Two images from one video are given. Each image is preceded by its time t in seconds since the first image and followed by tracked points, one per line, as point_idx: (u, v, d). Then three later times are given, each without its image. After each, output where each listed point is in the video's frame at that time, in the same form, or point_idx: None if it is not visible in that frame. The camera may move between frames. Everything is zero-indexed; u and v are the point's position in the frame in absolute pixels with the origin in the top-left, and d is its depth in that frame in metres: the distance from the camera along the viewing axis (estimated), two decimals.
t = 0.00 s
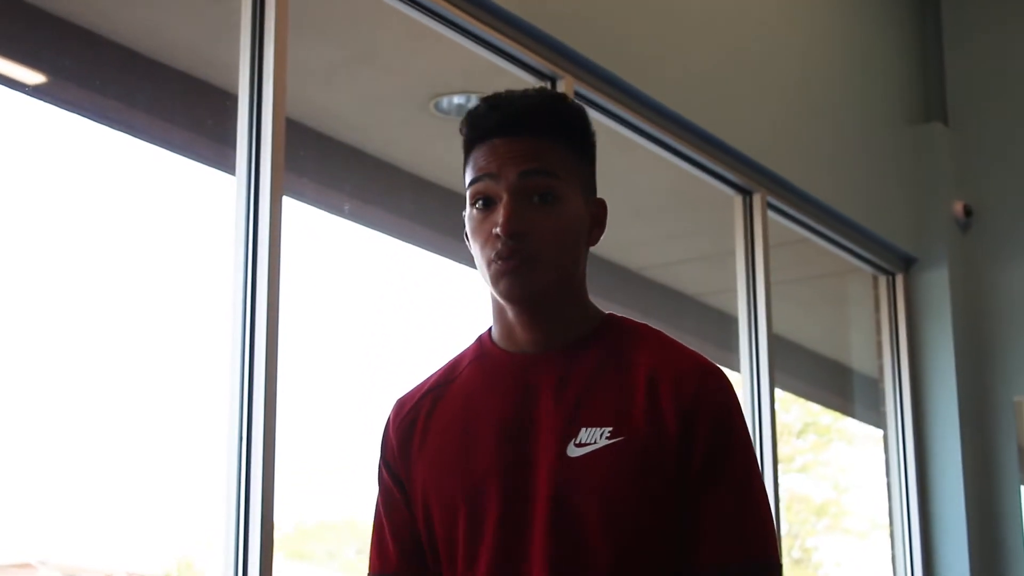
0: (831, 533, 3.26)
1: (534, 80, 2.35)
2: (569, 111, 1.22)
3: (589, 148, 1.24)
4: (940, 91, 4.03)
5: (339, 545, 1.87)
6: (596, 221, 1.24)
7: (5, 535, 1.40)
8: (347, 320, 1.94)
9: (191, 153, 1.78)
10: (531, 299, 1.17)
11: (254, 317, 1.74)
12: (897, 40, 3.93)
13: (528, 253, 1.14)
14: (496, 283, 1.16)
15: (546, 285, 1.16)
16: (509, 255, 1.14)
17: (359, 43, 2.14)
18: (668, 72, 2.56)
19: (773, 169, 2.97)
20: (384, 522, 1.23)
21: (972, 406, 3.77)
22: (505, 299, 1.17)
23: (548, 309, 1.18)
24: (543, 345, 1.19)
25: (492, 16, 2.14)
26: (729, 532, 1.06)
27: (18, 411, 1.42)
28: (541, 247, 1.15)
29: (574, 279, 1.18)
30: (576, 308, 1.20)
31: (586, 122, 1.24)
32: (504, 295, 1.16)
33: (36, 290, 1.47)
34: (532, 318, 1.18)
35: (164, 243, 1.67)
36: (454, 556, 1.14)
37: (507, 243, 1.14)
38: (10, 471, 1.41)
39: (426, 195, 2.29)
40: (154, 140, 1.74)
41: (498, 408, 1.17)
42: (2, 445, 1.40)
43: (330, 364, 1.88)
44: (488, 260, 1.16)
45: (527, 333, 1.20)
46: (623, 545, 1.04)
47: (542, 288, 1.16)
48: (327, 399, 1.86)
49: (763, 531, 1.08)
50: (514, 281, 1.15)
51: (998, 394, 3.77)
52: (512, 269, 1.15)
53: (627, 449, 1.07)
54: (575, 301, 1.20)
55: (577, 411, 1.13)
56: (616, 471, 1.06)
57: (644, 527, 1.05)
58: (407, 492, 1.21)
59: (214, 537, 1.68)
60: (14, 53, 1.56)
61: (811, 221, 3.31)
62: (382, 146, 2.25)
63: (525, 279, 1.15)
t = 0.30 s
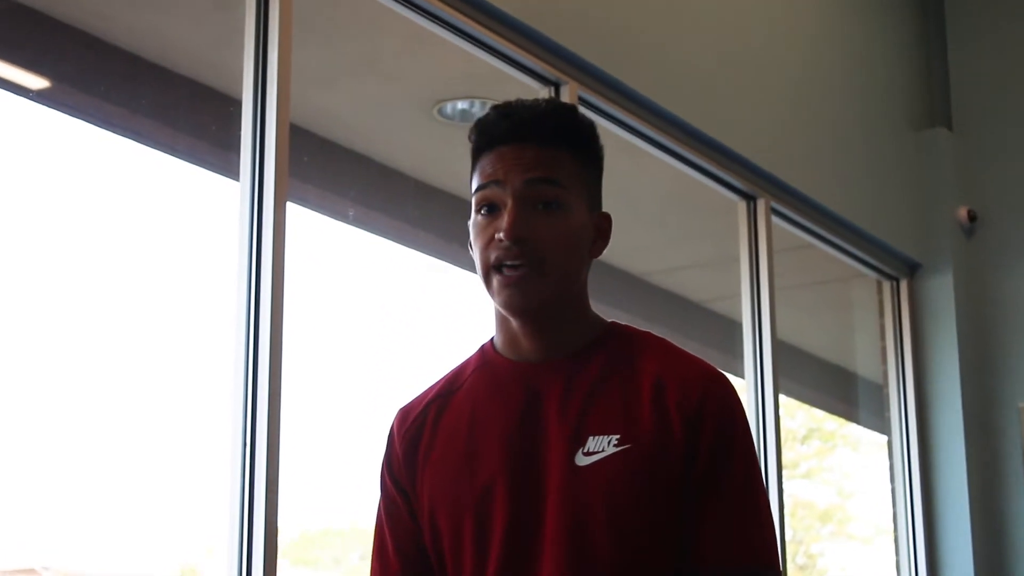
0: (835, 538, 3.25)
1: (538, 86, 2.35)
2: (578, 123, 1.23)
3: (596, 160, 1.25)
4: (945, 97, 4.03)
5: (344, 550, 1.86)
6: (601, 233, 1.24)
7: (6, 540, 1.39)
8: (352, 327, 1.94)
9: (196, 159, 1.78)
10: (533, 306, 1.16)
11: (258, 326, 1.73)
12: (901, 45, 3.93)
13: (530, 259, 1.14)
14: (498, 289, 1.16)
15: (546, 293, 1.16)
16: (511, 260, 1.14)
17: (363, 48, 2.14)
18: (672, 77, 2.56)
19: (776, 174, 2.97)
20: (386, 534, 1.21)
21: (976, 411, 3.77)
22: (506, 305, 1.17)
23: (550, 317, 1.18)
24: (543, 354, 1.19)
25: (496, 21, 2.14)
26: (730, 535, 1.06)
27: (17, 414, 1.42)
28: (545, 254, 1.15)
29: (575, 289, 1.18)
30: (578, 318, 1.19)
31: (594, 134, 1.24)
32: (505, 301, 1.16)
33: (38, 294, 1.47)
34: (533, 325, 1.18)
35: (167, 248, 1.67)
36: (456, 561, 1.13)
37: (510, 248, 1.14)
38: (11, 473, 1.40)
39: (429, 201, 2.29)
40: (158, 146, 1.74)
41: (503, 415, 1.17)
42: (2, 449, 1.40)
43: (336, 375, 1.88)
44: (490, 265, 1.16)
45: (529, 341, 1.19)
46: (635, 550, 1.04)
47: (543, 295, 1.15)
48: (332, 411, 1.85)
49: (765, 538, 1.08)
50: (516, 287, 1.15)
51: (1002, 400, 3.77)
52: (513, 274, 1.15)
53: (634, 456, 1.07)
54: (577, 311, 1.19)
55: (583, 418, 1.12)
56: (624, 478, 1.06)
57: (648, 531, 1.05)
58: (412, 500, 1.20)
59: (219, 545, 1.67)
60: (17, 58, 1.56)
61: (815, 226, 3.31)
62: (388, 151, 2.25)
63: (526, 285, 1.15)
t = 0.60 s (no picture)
0: (840, 541, 3.25)
1: (539, 89, 2.35)
2: (566, 127, 1.23)
3: (586, 162, 1.25)
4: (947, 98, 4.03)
5: (348, 554, 1.86)
6: (596, 234, 1.25)
7: (7, 546, 1.39)
8: (354, 331, 1.94)
9: (197, 163, 1.78)
10: (530, 311, 1.17)
11: (261, 332, 1.72)
12: (902, 46, 3.93)
13: (527, 264, 1.15)
14: (496, 295, 1.16)
15: (544, 296, 1.16)
16: (508, 267, 1.15)
17: (363, 53, 2.15)
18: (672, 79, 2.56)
19: (778, 176, 2.97)
20: (389, 545, 1.21)
21: (980, 413, 3.76)
22: (505, 311, 1.17)
23: (548, 321, 1.18)
24: (544, 356, 1.19)
25: (495, 24, 2.14)
26: (746, 529, 1.05)
27: (19, 421, 1.41)
28: (541, 258, 1.15)
29: (572, 292, 1.19)
30: (576, 320, 1.20)
31: (582, 136, 1.25)
32: (503, 307, 1.17)
33: (39, 300, 1.47)
34: (531, 329, 1.18)
35: (169, 253, 1.67)
36: (460, 566, 1.13)
37: (506, 255, 1.15)
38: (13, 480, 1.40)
39: (430, 205, 2.30)
40: (159, 151, 1.74)
41: (506, 418, 1.17)
42: (3, 453, 1.40)
43: (339, 381, 1.88)
44: (488, 272, 1.17)
45: (528, 344, 1.20)
46: (647, 544, 1.04)
47: (541, 299, 1.16)
48: (335, 415, 1.85)
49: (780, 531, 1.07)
50: (514, 292, 1.15)
51: (1006, 401, 3.76)
52: (511, 280, 1.15)
53: (639, 453, 1.07)
54: (575, 313, 1.20)
55: (586, 418, 1.13)
56: (631, 474, 1.06)
57: (659, 526, 1.05)
58: (413, 508, 1.20)
59: (222, 550, 1.67)
60: (20, 65, 1.56)
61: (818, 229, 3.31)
62: (387, 157, 2.27)
63: (523, 289, 1.15)
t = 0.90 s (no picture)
0: (839, 544, 3.25)
1: (539, 91, 2.35)
2: (597, 148, 1.27)
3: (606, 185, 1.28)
4: (946, 102, 4.04)
5: (349, 556, 1.85)
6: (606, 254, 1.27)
7: (7, 547, 1.39)
8: (354, 333, 1.94)
9: (198, 166, 1.78)
10: (550, 316, 1.17)
11: (261, 334, 1.72)
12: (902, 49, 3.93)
13: (557, 272, 1.16)
14: (518, 296, 1.16)
15: (565, 306, 1.17)
16: (539, 270, 1.15)
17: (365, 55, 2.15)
18: (673, 82, 2.56)
19: (779, 180, 2.98)
20: (386, 547, 1.20)
21: (979, 417, 3.76)
22: (523, 314, 1.17)
23: (564, 329, 1.19)
24: (548, 362, 1.20)
25: (496, 27, 2.14)
26: (758, 534, 1.10)
27: (17, 422, 1.41)
28: (570, 268, 1.16)
29: (586, 306, 1.20)
30: (583, 332, 1.20)
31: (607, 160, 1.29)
32: (523, 309, 1.17)
33: (39, 300, 1.47)
34: (543, 335, 1.18)
35: (169, 255, 1.67)
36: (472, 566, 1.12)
37: (540, 258, 1.16)
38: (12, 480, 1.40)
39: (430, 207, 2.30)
40: (160, 153, 1.73)
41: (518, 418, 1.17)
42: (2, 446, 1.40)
43: (340, 383, 1.88)
44: (515, 272, 1.17)
45: (535, 350, 1.20)
46: (671, 546, 1.06)
47: (562, 307, 1.17)
48: (336, 419, 1.85)
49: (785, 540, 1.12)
50: (539, 295, 1.16)
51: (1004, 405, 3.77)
52: (540, 283, 1.15)
53: (658, 458, 1.10)
54: (583, 326, 1.21)
55: (602, 423, 1.15)
56: (652, 478, 1.09)
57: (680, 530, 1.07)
58: (418, 507, 1.19)
59: (222, 551, 1.67)
60: (20, 66, 1.56)
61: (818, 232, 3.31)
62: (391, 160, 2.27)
63: (549, 294, 1.16)
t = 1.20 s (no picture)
0: (834, 538, 3.25)
1: (534, 85, 2.35)
2: (594, 144, 1.27)
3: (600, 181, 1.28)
4: (943, 96, 4.04)
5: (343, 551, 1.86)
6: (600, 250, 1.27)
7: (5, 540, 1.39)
8: (350, 327, 1.94)
9: (194, 159, 1.78)
10: (548, 313, 1.17)
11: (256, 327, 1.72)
12: (899, 43, 3.93)
13: (556, 269, 1.16)
14: (517, 293, 1.16)
15: (563, 303, 1.17)
16: (537, 267, 1.15)
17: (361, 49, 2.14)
18: (670, 76, 2.56)
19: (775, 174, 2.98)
20: (379, 544, 1.20)
21: (974, 411, 3.77)
22: (521, 310, 1.17)
23: (561, 324, 1.19)
24: (544, 359, 1.20)
25: (492, 21, 2.13)
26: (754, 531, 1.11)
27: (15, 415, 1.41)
28: (568, 266, 1.16)
29: (583, 303, 1.20)
30: (580, 328, 1.21)
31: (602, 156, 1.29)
32: (521, 306, 1.17)
33: (36, 294, 1.47)
34: (540, 332, 1.18)
35: (165, 248, 1.67)
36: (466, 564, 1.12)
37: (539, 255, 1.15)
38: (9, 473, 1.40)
39: (426, 201, 2.29)
40: (156, 146, 1.73)
41: (512, 414, 1.17)
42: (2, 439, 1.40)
43: (335, 376, 1.88)
44: (514, 269, 1.17)
45: (531, 346, 1.20)
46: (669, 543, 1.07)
47: (559, 304, 1.17)
48: (331, 413, 1.85)
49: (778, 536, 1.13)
50: (538, 293, 1.16)
51: (1000, 400, 3.77)
52: (539, 281, 1.15)
53: (654, 454, 1.11)
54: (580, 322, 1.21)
55: (597, 419, 1.15)
56: (648, 475, 1.09)
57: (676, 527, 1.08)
58: (412, 504, 1.19)
59: (218, 546, 1.67)
60: (15, 60, 1.56)
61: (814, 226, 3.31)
62: (388, 153, 2.25)
63: (547, 292, 1.16)
